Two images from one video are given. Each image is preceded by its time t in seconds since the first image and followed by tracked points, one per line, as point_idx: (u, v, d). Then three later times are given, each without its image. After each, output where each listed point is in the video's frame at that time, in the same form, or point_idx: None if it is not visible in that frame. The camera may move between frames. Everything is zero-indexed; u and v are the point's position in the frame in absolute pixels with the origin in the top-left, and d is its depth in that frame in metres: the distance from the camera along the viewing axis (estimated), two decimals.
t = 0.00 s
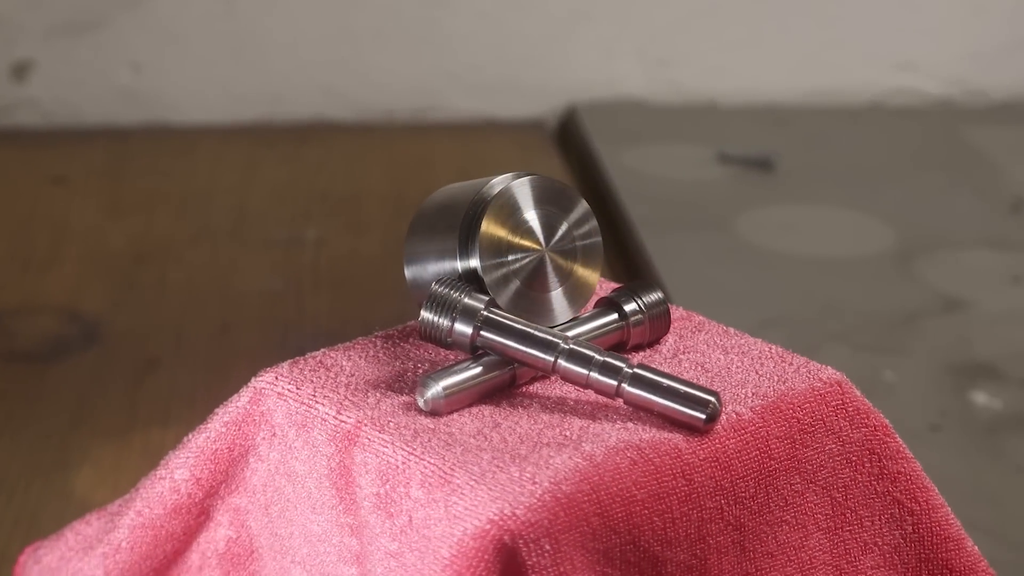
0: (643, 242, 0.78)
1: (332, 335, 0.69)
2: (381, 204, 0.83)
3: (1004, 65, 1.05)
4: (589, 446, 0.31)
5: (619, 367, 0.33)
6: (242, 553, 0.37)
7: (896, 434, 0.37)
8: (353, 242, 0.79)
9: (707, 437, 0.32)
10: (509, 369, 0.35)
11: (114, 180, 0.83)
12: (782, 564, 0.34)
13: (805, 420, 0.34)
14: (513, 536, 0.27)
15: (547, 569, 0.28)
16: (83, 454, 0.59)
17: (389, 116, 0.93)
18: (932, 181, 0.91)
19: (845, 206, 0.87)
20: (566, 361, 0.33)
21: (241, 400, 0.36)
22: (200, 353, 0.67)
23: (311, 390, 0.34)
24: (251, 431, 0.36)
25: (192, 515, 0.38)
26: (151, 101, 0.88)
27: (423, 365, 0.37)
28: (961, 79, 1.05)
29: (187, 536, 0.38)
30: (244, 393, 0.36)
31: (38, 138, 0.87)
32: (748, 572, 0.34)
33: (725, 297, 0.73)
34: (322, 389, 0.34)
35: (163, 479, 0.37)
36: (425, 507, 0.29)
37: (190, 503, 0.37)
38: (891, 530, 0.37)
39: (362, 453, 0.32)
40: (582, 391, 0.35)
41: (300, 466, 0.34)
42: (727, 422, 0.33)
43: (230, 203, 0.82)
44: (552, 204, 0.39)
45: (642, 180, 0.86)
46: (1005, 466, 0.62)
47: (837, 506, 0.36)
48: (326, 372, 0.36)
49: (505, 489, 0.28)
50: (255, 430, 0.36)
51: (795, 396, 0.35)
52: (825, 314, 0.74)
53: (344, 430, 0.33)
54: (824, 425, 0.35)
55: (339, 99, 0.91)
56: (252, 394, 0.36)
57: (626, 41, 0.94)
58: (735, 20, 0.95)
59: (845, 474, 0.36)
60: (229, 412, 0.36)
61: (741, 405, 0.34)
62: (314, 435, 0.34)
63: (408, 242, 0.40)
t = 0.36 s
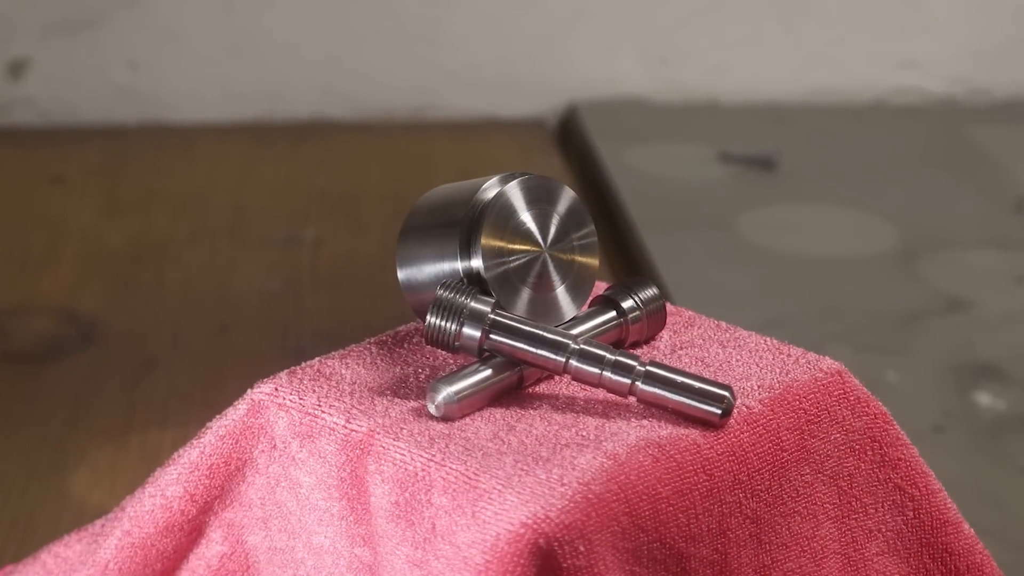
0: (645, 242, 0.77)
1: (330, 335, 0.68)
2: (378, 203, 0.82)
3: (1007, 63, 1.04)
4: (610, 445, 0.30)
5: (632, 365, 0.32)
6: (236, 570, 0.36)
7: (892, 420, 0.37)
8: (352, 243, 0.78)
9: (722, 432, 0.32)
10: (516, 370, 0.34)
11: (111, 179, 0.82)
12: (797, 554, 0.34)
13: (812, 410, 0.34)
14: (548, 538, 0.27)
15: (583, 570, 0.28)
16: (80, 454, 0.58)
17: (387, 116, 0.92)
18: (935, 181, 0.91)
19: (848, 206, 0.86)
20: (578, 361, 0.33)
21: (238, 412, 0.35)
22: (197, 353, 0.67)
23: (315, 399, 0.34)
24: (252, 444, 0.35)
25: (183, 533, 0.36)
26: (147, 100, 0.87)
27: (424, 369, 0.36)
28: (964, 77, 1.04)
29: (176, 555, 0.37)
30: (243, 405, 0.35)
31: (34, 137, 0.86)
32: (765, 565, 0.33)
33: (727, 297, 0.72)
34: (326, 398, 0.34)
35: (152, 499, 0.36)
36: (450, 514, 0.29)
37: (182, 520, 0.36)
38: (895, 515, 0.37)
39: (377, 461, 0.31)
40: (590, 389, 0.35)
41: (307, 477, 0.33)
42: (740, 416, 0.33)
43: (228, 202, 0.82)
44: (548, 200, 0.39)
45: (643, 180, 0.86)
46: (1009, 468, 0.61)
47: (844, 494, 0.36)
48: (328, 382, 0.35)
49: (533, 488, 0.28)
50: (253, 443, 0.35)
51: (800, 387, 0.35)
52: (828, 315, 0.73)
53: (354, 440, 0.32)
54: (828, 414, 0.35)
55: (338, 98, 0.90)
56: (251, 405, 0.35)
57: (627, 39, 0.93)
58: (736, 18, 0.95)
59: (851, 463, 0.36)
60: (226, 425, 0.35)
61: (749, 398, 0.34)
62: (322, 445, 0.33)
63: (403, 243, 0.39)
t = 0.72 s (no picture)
0: (645, 242, 0.76)
1: (329, 335, 0.68)
2: (377, 203, 0.82)
3: (1011, 61, 1.04)
4: (631, 443, 0.30)
5: (644, 363, 0.32)
6: None
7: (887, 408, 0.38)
8: (351, 243, 0.77)
9: (736, 426, 0.32)
10: (525, 372, 0.34)
11: (108, 178, 0.82)
12: (810, 545, 0.34)
13: (816, 400, 0.35)
14: (582, 539, 0.27)
15: (617, 570, 0.27)
16: (76, 456, 0.57)
17: (386, 115, 0.91)
18: (938, 180, 0.90)
19: (850, 205, 0.85)
20: (590, 361, 0.33)
21: (238, 423, 0.34)
22: (194, 354, 0.66)
23: (321, 408, 0.33)
24: (255, 456, 0.34)
25: (178, 555, 0.35)
26: (145, 99, 0.86)
27: (426, 373, 0.36)
28: (967, 76, 1.03)
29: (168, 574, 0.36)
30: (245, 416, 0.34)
31: (31, 136, 0.85)
32: (780, 557, 0.33)
33: (729, 297, 0.72)
34: (332, 407, 0.33)
35: (145, 518, 0.35)
36: (476, 520, 0.28)
37: (177, 541, 0.35)
38: (896, 502, 0.37)
39: (394, 471, 0.30)
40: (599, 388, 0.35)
41: (315, 487, 0.33)
42: (751, 410, 0.33)
43: (226, 201, 0.81)
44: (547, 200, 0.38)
45: (644, 179, 0.85)
46: (1014, 469, 0.60)
47: (849, 484, 0.36)
48: (331, 390, 0.34)
49: (562, 486, 0.28)
50: (254, 456, 0.34)
51: (803, 378, 0.35)
52: (830, 315, 0.72)
53: (367, 448, 0.31)
54: (830, 403, 0.35)
55: (336, 97, 0.90)
56: (252, 417, 0.34)
57: (628, 37, 0.93)
58: (738, 16, 0.94)
59: (854, 451, 0.36)
60: (225, 438, 0.34)
61: (757, 391, 0.34)
62: (333, 454, 0.32)
63: (399, 245, 0.38)
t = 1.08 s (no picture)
0: (646, 242, 0.76)
1: (327, 336, 0.67)
2: (376, 201, 0.81)
3: (1015, 59, 1.03)
4: (648, 442, 0.31)
5: (655, 361, 0.33)
6: None
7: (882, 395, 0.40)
8: (349, 243, 0.77)
9: (746, 419, 0.33)
10: (533, 372, 0.34)
11: (105, 177, 0.81)
12: (821, 536, 0.35)
13: (817, 391, 0.36)
14: (616, 538, 0.27)
15: (649, 568, 0.28)
16: (73, 458, 0.57)
17: (386, 113, 0.91)
18: (941, 179, 0.90)
19: (853, 205, 0.85)
20: (601, 361, 0.33)
21: (239, 434, 0.33)
22: (192, 354, 0.66)
23: (327, 417, 0.33)
24: (260, 469, 0.34)
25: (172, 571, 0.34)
26: (142, 97, 0.86)
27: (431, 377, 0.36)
28: (970, 74, 1.03)
29: None
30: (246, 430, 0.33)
31: (27, 134, 0.85)
32: (793, 547, 0.34)
33: (731, 297, 0.71)
34: (340, 415, 0.33)
35: (140, 537, 0.33)
36: (504, 523, 0.29)
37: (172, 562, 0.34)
38: (893, 489, 0.39)
39: (413, 480, 0.31)
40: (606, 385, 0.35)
41: (325, 497, 0.33)
42: (760, 403, 0.34)
43: (224, 201, 0.81)
44: (545, 198, 0.38)
45: (646, 178, 0.85)
46: (1018, 470, 0.60)
47: (851, 473, 0.37)
48: (336, 398, 0.34)
49: (590, 485, 0.28)
50: (257, 469, 0.34)
51: (803, 368, 0.36)
52: (833, 315, 0.72)
53: (382, 455, 0.31)
54: (829, 391, 0.37)
55: (335, 95, 0.89)
56: (252, 430, 0.33)
57: (629, 36, 0.92)
58: (739, 14, 0.94)
59: (853, 439, 0.38)
60: (225, 451, 0.33)
61: (762, 384, 0.35)
62: (344, 463, 0.32)
63: (399, 247, 0.38)
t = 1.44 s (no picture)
0: (647, 242, 0.75)
1: (325, 335, 0.67)
2: (375, 199, 0.81)
3: (1019, 58, 1.02)
4: (665, 440, 0.31)
5: (665, 357, 0.34)
6: None
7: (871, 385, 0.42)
8: (348, 243, 0.76)
9: (755, 412, 0.34)
10: (541, 373, 0.35)
11: (101, 177, 0.81)
12: (829, 526, 0.36)
13: (817, 381, 0.38)
14: (649, 536, 0.28)
15: (681, 565, 0.28)
16: (69, 460, 0.56)
17: (384, 111, 0.90)
18: (945, 178, 0.89)
19: (855, 204, 0.84)
20: (611, 359, 0.34)
21: (243, 445, 0.33)
22: (189, 355, 0.65)
23: (337, 427, 0.33)
24: (268, 481, 0.33)
25: None
26: (139, 95, 0.85)
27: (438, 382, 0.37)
28: (974, 73, 1.02)
29: None
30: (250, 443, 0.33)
31: (23, 133, 0.84)
32: (802, 538, 0.35)
33: (733, 297, 0.70)
34: (351, 424, 0.33)
35: (138, 556, 0.33)
36: (533, 525, 0.29)
37: None
38: (886, 476, 0.41)
39: (434, 487, 0.31)
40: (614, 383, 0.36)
41: (337, 508, 0.33)
42: (768, 396, 0.35)
43: (222, 200, 0.80)
44: (536, 196, 0.39)
45: (647, 177, 0.84)
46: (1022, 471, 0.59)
47: (849, 460, 0.39)
48: (342, 407, 0.34)
49: (618, 483, 0.29)
50: (263, 481, 0.33)
51: (803, 359, 0.38)
52: (835, 315, 0.71)
53: (397, 463, 0.31)
54: (825, 380, 0.38)
55: (334, 93, 0.88)
56: (256, 441, 0.33)
57: (630, 34, 0.92)
58: (741, 11, 0.93)
59: (849, 427, 0.39)
60: (228, 465, 0.33)
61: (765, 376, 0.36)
62: (357, 472, 0.32)
63: (400, 249, 0.38)
